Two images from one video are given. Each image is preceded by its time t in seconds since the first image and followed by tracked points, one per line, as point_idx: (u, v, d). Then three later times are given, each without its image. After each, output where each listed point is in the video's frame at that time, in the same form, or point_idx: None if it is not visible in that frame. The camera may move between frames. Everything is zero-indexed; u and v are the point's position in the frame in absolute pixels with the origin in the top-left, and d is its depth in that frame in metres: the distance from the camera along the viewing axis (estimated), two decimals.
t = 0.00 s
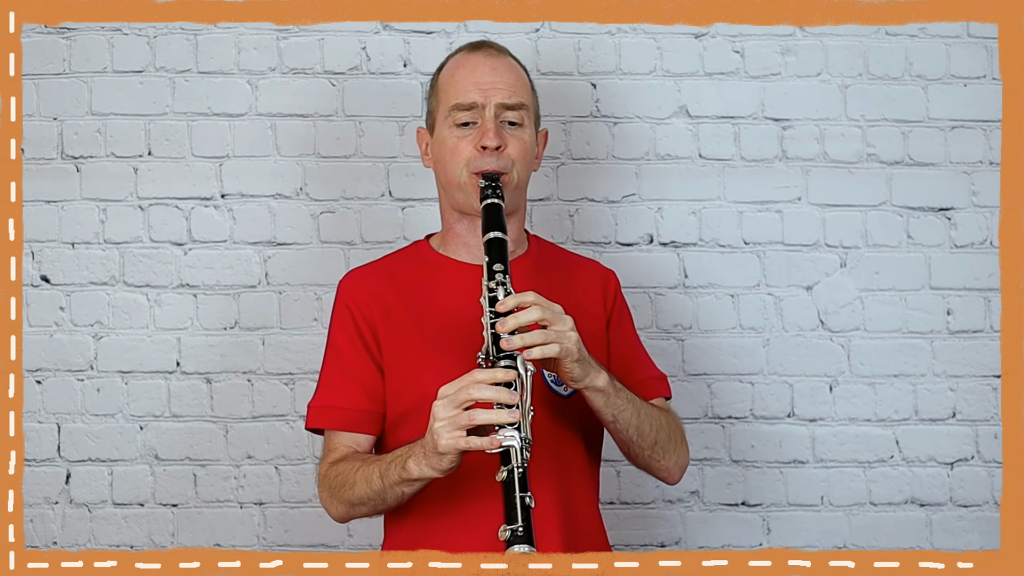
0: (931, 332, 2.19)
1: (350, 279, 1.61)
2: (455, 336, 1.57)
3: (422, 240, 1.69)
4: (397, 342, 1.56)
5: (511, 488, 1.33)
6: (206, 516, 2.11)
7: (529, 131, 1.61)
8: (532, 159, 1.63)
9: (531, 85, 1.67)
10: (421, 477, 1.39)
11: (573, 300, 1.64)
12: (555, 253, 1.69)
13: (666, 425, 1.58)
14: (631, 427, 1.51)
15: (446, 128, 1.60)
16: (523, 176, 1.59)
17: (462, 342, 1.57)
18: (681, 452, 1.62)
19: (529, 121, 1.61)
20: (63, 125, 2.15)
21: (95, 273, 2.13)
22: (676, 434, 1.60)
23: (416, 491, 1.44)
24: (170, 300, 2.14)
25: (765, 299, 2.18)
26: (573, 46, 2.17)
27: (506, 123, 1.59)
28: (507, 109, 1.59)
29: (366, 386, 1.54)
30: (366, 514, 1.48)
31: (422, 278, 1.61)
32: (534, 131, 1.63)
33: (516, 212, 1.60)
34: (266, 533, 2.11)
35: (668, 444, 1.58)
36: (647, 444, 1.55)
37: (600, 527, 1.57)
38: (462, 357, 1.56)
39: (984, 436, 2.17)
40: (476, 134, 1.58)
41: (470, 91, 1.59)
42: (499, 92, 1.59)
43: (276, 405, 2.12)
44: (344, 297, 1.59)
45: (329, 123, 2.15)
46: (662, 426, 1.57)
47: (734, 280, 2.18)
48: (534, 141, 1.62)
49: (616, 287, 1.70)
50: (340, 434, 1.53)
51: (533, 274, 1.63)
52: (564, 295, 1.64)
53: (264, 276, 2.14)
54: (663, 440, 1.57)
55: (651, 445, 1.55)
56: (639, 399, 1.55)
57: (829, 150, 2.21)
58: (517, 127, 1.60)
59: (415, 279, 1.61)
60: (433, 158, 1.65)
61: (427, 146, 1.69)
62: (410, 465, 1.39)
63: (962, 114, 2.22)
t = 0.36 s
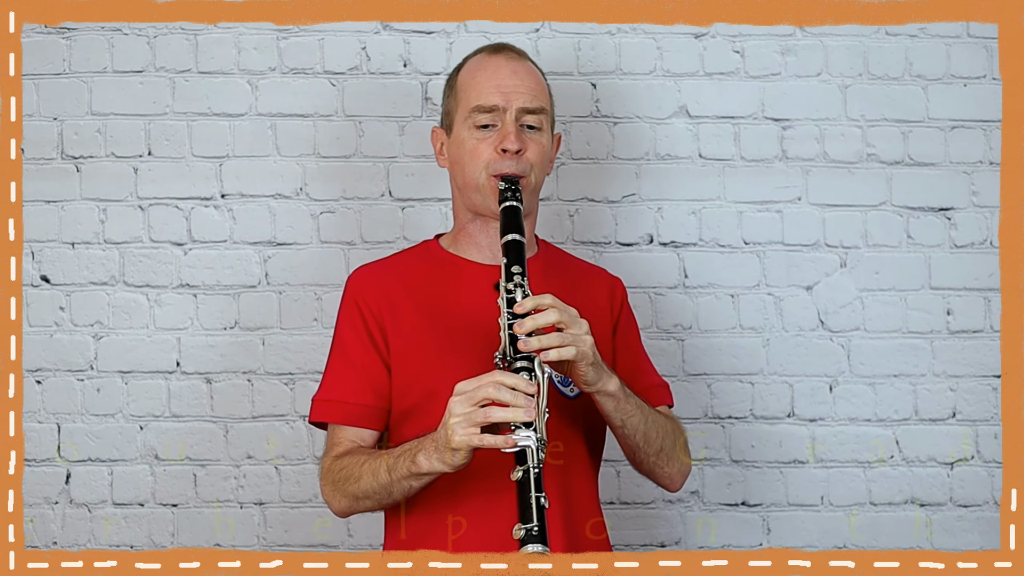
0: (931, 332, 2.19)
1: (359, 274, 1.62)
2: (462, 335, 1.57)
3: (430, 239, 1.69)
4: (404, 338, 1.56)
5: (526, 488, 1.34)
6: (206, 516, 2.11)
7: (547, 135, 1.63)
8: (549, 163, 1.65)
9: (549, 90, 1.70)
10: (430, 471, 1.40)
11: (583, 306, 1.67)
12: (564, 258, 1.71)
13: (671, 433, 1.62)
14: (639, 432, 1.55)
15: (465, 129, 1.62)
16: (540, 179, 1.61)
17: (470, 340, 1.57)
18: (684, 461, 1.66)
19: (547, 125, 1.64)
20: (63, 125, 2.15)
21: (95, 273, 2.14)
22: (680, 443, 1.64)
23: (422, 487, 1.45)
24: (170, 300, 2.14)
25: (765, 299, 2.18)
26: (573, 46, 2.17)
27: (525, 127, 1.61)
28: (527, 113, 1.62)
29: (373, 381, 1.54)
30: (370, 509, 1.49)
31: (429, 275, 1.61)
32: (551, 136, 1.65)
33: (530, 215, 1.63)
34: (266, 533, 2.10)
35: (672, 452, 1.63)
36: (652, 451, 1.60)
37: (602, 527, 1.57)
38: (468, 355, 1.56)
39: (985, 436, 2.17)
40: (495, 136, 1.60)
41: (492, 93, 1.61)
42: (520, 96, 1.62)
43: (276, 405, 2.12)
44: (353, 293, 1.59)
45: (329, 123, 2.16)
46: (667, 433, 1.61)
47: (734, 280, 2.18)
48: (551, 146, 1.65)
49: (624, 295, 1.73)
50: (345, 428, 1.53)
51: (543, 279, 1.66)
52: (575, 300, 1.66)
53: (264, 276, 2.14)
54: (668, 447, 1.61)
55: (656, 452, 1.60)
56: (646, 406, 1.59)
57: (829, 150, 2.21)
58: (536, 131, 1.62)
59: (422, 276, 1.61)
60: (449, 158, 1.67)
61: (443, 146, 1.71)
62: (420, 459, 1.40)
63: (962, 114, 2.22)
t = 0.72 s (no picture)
0: (931, 332, 2.19)
1: (363, 273, 1.62)
2: (467, 335, 1.57)
3: (435, 239, 1.69)
4: (409, 337, 1.56)
5: (540, 485, 1.34)
6: (206, 516, 2.10)
7: (555, 137, 1.64)
8: (556, 165, 1.66)
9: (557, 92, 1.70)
10: (439, 469, 1.41)
11: (587, 308, 1.67)
12: (568, 260, 1.71)
13: (673, 436, 1.63)
14: (643, 434, 1.55)
15: (473, 129, 1.62)
16: (548, 180, 1.61)
17: (474, 339, 1.57)
18: (685, 464, 1.66)
19: (555, 127, 1.64)
20: (63, 125, 2.15)
21: (95, 273, 2.14)
22: (682, 446, 1.65)
23: (428, 485, 1.45)
24: (170, 300, 2.14)
25: (765, 298, 2.18)
26: (573, 46, 2.17)
27: (534, 127, 1.62)
28: (536, 114, 1.62)
29: (377, 381, 1.54)
30: (374, 508, 1.49)
31: (433, 274, 1.61)
32: (559, 138, 1.66)
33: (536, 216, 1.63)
34: (266, 533, 2.10)
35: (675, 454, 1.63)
36: (655, 453, 1.60)
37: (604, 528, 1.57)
38: (473, 355, 1.56)
39: (985, 436, 2.17)
40: (503, 137, 1.60)
41: (501, 93, 1.62)
42: (529, 96, 1.62)
43: (276, 405, 2.12)
44: (358, 291, 1.60)
45: (329, 123, 2.16)
46: (670, 436, 1.62)
47: (734, 280, 2.18)
48: (558, 147, 1.65)
49: (627, 298, 1.74)
50: (348, 427, 1.53)
51: (549, 279, 1.65)
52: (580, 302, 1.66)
53: (264, 276, 2.14)
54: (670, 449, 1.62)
55: (659, 454, 1.60)
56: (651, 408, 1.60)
57: (829, 150, 2.21)
58: (544, 132, 1.62)
59: (426, 274, 1.61)
60: (456, 157, 1.67)
61: (450, 145, 1.71)
62: (429, 456, 1.41)
63: (962, 114, 2.22)
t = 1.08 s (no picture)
0: (931, 332, 2.19)
1: (364, 273, 1.62)
2: (467, 334, 1.57)
3: (435, 238, 1.70)
4: (408, 337, 1.56)
5: (539, 481, 1.34)
6: (206, 516, 2.10)
7: (557, 136, 1.63)
8: (558, 164, 1.65)
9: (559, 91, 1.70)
10: (439, 468, 1.41)
11: (588, 307, 1.67)
12: (569, 259, 1.71)
13: (674, 435, 1.63)
14: (643, 432, 1.55)
15: (475, 128, 1.62)
16: (549, 180, 1.61)
17: (474, 337, 1.57)
18: (686, 463, 1.66)
19: (557, 126, 1.64)
20: (63, 125, 2.15)
21: (95, 273, 2.13)
22: (683, 446, 1.65)
23: (428, 485, 1.45)
24: (170, 300, 2.14)
25: (765, 298, 2.18)
26: (573, 46, 2.17)
27: (536, 126, 1.62)
28: (538, 113, 1.62)
29: (378, 380, 1.54)
30: (375, 508, 1.49)
31: (433, 273, 1.61)
32: (561, 137, 1.66)
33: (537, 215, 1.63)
34: (266, 533, 2.10)
35: (676, 453, 1.63)
36: (655, 453, 1.60)
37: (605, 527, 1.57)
38: (473, 354, 1.56)
39: (985, 436, 2.17)
40: (505, 136, 1.60)
41: (503, 92, 1.62)
42: (531, 95, 1.62)
43: (276, 405, 2.12)
44: (358, 291, 1.60)
45: (329, 123, 2.16)
46: (671, 435, 1.62)
47: (734, 280, 2.18)
48: (561, 146, 1.65)
49: (627, 297, 1.74)
50: (349, 427, 1.53)
51: (550, 278, 1.65)
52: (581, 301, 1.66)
53: (264, 276, 2.14)
54: (671, 448, 1.62)
55: (660, 453, 1.60)
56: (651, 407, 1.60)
57: (829, 150, 2.21)
58: (546, 131, 1.62)
59: (427, 274, 1.61)
60: (458, 156, 1.67)
61: (452, 144, 1.71)
62: (429, 455, 1.41)
63: (962, 114, 2.22)
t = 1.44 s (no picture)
0: (931, 332, 2.19)
1: (362, 276, 1.62)
2: (466, 335, 1.57)
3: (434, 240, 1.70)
4: (407, 340, 1.56)
5: (538, 487, 1.34)
6: (206, 516, 2.10)
7: (554, 137, 1.64)
8: (555, 165, 1.66)
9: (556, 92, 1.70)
10: (439, 474, 1.41)
11: (587, 308, 1.67)
12: (567, 260, 1.71)
13: (673, 436, 1.63)
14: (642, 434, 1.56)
15: (472, 129, 1.62)
16: (547, 181, 1.61)
17: (474, 339, 1.57)
18: (685, 464, 1.66)
19: (554, 127, 1.64)
20: (63, 125, 2.15)
21: (95, 273, 2.13)
22: (682, 446, 1.65)
23: (429, 490, 1.45)
24: (170, 300, 2.14)
25: (765, 298, 2.18)
26: (573, 46, 2.17)
27: (533, 127, 1.62)
28: (535, 114, 1.62)
29: (377, 383, 1.54)
30: (376, 512, 1.49)
31: (432, 276, 1.61)
32: (558, 138, 1.66)
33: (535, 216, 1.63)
34: (266, 533, 2.10)
35: (675, 454, 1.63)
36: (654, 453, 1.60)
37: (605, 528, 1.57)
38: (472, 356, 1.56)
39: (984, 436, 2.17)
40: (502, 137, 1.60)
41: (500, 93, 1.62)
42: (528, 96, 1.62)
43: (276, 405, 2.12)
44: (356, 294, 1.60)
45: (329, 123, 2.16)
46: (670, 436, 1.62)
47: (734, 280, 2.18)
48: (558, 147, 1.65)
49: (626, 298, 1.73)
50: (348, 431, 1.53)
51: (548, 279, 1.66)
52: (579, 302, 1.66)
53: (264, 276, 2.14)
54: (670, 449, 1.62)
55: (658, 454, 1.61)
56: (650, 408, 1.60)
57: (829, 150, 2.21)
58: (543, 132, 1.62)
59: (426, 276, 1.61)
60: (455, 157, 1.67)
61: (449, 145, 1.71)
62: (429, 461, 1.41)
63: (962, 115, 2.22)
